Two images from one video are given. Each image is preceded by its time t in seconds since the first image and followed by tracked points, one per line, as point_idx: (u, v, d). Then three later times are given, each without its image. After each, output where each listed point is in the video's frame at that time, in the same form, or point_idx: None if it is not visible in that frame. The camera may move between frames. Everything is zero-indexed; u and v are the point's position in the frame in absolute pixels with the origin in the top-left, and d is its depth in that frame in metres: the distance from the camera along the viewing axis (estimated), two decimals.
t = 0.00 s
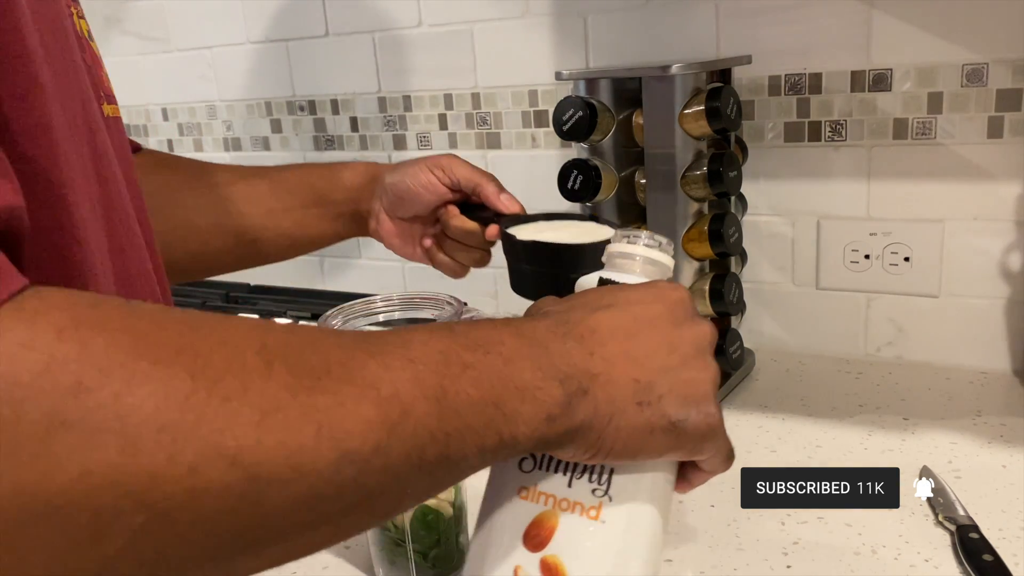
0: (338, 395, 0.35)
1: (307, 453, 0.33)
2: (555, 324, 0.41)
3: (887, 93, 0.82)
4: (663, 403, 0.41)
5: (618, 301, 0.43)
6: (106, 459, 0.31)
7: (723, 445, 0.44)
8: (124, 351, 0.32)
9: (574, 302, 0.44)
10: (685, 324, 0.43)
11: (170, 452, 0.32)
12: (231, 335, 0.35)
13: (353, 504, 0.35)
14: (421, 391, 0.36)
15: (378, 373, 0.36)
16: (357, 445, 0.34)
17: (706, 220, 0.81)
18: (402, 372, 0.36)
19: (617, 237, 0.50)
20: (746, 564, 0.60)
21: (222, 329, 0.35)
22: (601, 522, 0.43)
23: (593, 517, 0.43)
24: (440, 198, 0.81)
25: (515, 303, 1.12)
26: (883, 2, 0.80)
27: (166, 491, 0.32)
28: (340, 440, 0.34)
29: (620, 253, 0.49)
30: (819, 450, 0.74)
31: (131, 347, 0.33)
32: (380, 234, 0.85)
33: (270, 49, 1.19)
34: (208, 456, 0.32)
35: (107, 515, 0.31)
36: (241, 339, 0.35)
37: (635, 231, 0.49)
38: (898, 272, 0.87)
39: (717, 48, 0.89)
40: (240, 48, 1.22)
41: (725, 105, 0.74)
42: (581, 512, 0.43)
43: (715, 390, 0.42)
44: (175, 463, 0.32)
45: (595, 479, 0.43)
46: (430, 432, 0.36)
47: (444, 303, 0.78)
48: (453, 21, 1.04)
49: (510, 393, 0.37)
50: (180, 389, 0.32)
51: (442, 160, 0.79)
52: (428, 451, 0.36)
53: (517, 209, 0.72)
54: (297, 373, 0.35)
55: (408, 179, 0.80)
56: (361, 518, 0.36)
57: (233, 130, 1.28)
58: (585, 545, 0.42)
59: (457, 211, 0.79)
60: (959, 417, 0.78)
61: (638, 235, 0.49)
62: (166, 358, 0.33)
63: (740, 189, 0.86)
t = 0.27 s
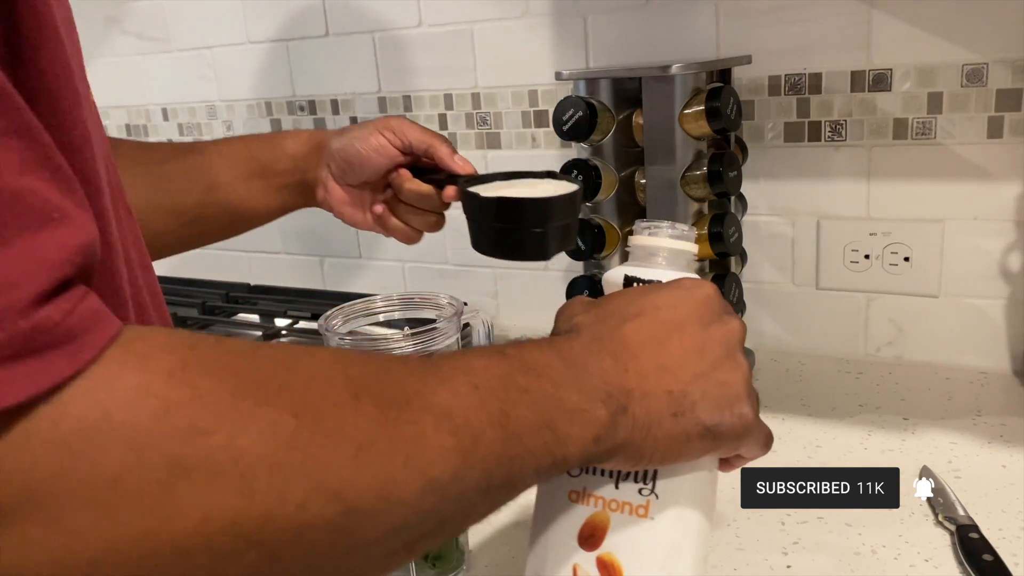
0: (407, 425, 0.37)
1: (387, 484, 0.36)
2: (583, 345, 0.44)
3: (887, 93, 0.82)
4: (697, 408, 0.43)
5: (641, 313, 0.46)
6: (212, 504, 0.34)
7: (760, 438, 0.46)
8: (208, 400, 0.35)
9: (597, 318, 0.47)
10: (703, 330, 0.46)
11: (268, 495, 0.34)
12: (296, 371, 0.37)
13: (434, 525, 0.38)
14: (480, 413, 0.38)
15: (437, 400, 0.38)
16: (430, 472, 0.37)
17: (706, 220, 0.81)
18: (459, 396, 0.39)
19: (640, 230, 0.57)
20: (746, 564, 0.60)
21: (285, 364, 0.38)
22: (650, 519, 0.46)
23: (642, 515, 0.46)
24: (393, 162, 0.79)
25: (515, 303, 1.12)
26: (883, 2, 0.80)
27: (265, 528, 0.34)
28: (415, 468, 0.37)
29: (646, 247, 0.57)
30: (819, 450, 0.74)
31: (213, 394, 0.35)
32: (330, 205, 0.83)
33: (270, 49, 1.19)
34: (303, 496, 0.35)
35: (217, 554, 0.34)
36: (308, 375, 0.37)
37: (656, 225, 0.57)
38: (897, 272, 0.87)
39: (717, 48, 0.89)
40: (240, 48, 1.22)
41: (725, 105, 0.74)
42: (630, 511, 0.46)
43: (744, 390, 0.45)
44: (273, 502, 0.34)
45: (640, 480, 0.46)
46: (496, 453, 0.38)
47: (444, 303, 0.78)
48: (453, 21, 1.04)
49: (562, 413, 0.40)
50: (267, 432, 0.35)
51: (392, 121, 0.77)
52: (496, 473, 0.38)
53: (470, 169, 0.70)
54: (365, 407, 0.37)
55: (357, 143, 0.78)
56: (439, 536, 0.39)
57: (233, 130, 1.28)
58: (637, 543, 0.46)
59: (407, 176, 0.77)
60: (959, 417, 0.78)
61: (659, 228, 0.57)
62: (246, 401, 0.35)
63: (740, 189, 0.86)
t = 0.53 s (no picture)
0: (454, 465, 0.40)
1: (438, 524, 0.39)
2: (600, 374, 0.48)
3: (887, 93, 0.82)
4: (707, 434, 0.48)
5: (651, 339, 0.50)
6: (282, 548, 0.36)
7: (768, 461, 0.50)
8: (274, 448, 0.37)
9: (612, 342, 0.51)
10: (711, 356, 0.50)
11: (334, 540, 0.37)
12: (347, 412, 0.40)
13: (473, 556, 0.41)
14: (517, 452, 0.42)
15: (477, 438, 0.42)
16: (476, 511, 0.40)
17: (706, 220, 0.81)
18: (497, 436, 0.42)
19: (648, 242, 0.63)
20: (746, 564, 0.60)
21: (335, 405, 0.40)
22: (666, 532, 0.49)
23: (657, 528, 0.49)
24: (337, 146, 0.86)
25: (515, 303, 1.12)
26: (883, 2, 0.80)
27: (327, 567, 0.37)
28: (462, 508, 0.40)
29: (652, 257, 0.62)
30: (820, 451, 0.74)
31: (279, 442, 0.37)
32: (273, 191, 0.90)
33: (270, 49, 1.19)
34: (366, 537, 0.37)
35: None
36: (359, 417, 0.40)
37: (664, 238, 0.62)
38: (897, 272, 0.87)
39: (717, 47, 0.89)
40: (240, 48, 1.22)
41: (725, 105, 0.74)
42: (645, 525, 0.49)
43: (750, 414, 0.49)
44: (337, 544, 0.37)
45: (655, 495, 0.49)
46: (529, 488, 0.42)
47: (444, 303, 0.78)
48: (453, 21, 1.04)
49: (586, 446, 0.44)
50: (331, 479, 0.37)
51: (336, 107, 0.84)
52: (530, 507, 0.42)
53: (419, 152, 0.78)
54: (414, 447, 0.40)
55: (307, 130, 0.85)
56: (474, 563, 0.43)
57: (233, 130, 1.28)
58: (653, 554, 0.49)
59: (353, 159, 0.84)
60: (959, 417, 0.78)
61: (666, 241, 0.62)
62: (307, 446, 0.38)
63: (740, 189, 0.86)
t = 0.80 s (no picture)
0: (518, 473, 0.40)
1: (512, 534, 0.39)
2: (624, 374, 0.51)
3: (887, 93, 0.82)
4: (727, 429, 0.52)
5: (666, 336, 0.55)
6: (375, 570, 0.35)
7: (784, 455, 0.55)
8: (357, 469, 0.36)
9: (623, 342, 0.55)
10: (726, 353, 0.55)
11: (424, 558, 0.36)
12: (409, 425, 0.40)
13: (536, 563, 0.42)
14: (569, 457, 0.43)
15: (530, 443, 0.42)
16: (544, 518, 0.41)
17: (706, 220, 0.81)
18: (551, 441, 0.43)
19: (651, 240, 0.63)
20: (746, 564, 0.60)
21: (396, 419, 0.40)
22: (681, 529, 0.52)
23: (672, 524, 0.52)
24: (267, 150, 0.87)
25: (515, 303, 1.12)
26: (883, 2, 0.80)
27: None
28: (532, 516, 0.40)
29: (655, 257, 0.62)
30: (820, 450, 0.74)
31: (360, 463, 0.37)
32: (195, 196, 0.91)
33: (270, 49, 1.19)
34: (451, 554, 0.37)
35: None
36: (422, 430, 0.40)
37: (666, 237, 0.62)
38: (897, 272, 0.87)
39: (717, 47, 0.89)
40: (240, 48, 1.22)
41: (725, 105, 0.74)
42: (660, 522, 0.52)
43: (766, 408, 0.54)
44: (425, 562, 0.37)
45: (669, 494, 0.52)
46: (584, 491, 0.43)
47: (444, 303, 0.77)
48: (453, 21, 1.04)
49: (627, 445, 0.46)
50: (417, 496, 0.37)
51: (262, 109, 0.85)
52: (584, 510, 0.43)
53: (346, 156, 0.78)
54: (482, 458, 0.40)
55: (231, 133, 0.86)
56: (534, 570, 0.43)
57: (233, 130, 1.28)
58: (669, 549, 0.52)
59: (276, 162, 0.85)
60: (959, 417, 0.78)
61: (669, 240, 0.62)
62: (386, 465, 0.37)
63: (740, 189, 0.86)
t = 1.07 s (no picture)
0: (555, 484, 0.41)
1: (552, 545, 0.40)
2: (634, 377, 0.52)
3: (887, 93, 0.82)
4: (735, 428, 0.53)
5: (673, 336, 0.56)
6: None
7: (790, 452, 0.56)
8: (411, 490, 0.37)
9: (629, 342, 0.56)
10: (731, 352, 0.56)
11: None
12: (449, 440, 0.40)
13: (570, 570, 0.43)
14: (598, 464, 0.43)
15: (560, 452, 0.42)
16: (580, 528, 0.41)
17: (706, 220, 0.81)
18: (581, 450, 0.43)
19: (647, 240, 0.63)
20: (747, 564, 0.60)
21: (437, 434, 0.40)
22: (688, 529, 0.52)
23: (679, 525, 0.52)
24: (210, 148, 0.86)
25: (516, 303, 1.12)
26: (883, 2, 0.80)
27: None
28: (569, 527, 0.41)
29: (651, 257, 0.62)
30: (820, 450, 0.74)
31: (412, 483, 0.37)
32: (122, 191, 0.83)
33: (270, 49, 1.19)
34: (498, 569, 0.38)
35: None
36: (463, 445, 0.40)
37: (662, 236, 0.62)
38: (897, 272, 0.87)
39: (717, 48, 0.89)
40: (240, 48, 1.22)
41: (725, 105, 0.74)
42: (667, 523, 0.52)
43: (772, 406, 0.55)
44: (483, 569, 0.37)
45: (676, 495, 0.52)
46: (613, 497, 0.44)
47: (443, 303, 0.77)
48: (453, 21, 1.04)
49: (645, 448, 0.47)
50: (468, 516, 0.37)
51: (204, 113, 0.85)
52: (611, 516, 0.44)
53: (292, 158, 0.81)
54: (522, 472, 0.40)
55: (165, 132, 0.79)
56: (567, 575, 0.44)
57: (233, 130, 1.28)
58: (676, 551, 0.52)
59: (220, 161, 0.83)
60: (959, 417, 0.78)
61: (665, 239, 0.62)
62: (436, 483, 0.37)
63: (740, 189, 0.86)
